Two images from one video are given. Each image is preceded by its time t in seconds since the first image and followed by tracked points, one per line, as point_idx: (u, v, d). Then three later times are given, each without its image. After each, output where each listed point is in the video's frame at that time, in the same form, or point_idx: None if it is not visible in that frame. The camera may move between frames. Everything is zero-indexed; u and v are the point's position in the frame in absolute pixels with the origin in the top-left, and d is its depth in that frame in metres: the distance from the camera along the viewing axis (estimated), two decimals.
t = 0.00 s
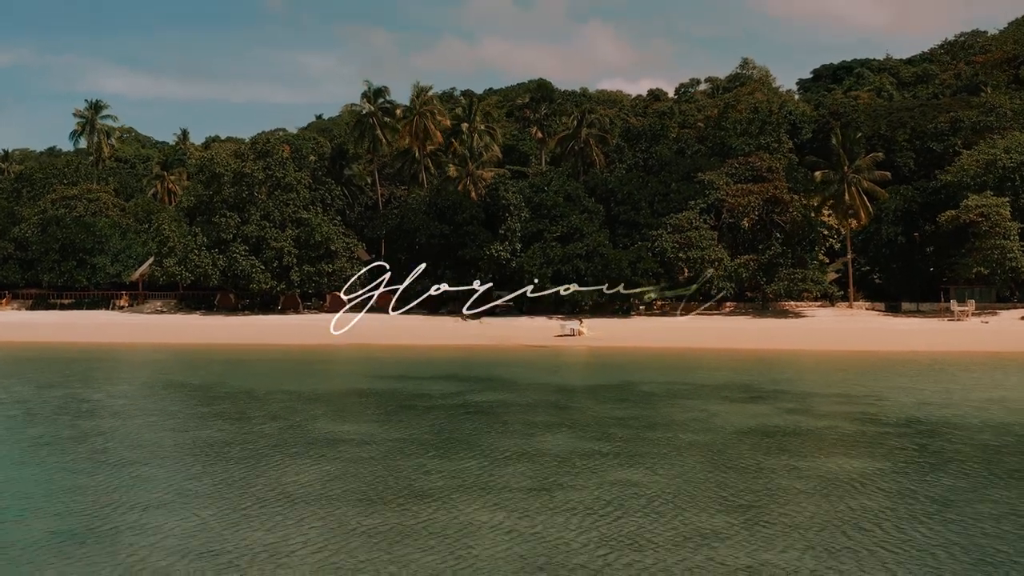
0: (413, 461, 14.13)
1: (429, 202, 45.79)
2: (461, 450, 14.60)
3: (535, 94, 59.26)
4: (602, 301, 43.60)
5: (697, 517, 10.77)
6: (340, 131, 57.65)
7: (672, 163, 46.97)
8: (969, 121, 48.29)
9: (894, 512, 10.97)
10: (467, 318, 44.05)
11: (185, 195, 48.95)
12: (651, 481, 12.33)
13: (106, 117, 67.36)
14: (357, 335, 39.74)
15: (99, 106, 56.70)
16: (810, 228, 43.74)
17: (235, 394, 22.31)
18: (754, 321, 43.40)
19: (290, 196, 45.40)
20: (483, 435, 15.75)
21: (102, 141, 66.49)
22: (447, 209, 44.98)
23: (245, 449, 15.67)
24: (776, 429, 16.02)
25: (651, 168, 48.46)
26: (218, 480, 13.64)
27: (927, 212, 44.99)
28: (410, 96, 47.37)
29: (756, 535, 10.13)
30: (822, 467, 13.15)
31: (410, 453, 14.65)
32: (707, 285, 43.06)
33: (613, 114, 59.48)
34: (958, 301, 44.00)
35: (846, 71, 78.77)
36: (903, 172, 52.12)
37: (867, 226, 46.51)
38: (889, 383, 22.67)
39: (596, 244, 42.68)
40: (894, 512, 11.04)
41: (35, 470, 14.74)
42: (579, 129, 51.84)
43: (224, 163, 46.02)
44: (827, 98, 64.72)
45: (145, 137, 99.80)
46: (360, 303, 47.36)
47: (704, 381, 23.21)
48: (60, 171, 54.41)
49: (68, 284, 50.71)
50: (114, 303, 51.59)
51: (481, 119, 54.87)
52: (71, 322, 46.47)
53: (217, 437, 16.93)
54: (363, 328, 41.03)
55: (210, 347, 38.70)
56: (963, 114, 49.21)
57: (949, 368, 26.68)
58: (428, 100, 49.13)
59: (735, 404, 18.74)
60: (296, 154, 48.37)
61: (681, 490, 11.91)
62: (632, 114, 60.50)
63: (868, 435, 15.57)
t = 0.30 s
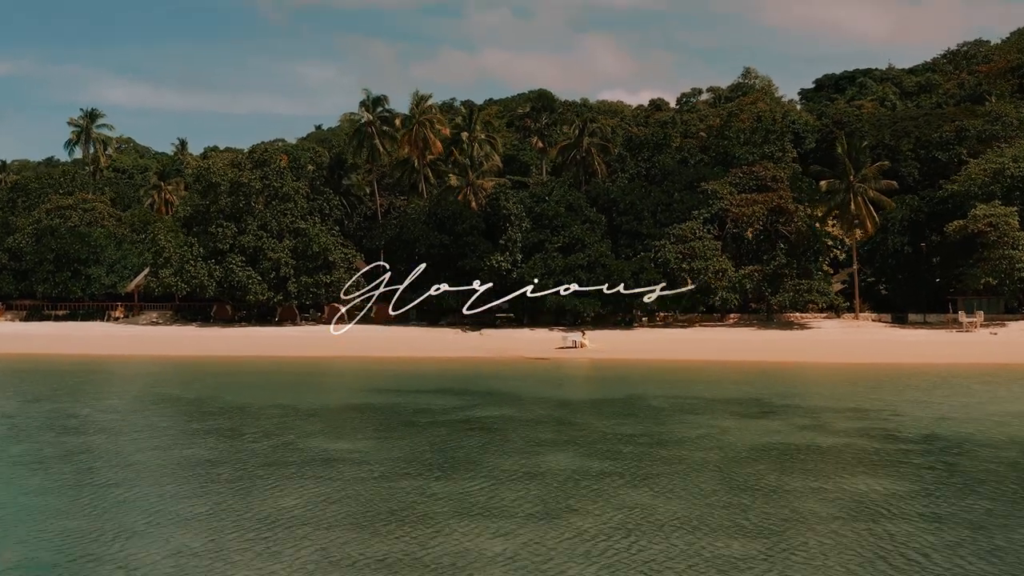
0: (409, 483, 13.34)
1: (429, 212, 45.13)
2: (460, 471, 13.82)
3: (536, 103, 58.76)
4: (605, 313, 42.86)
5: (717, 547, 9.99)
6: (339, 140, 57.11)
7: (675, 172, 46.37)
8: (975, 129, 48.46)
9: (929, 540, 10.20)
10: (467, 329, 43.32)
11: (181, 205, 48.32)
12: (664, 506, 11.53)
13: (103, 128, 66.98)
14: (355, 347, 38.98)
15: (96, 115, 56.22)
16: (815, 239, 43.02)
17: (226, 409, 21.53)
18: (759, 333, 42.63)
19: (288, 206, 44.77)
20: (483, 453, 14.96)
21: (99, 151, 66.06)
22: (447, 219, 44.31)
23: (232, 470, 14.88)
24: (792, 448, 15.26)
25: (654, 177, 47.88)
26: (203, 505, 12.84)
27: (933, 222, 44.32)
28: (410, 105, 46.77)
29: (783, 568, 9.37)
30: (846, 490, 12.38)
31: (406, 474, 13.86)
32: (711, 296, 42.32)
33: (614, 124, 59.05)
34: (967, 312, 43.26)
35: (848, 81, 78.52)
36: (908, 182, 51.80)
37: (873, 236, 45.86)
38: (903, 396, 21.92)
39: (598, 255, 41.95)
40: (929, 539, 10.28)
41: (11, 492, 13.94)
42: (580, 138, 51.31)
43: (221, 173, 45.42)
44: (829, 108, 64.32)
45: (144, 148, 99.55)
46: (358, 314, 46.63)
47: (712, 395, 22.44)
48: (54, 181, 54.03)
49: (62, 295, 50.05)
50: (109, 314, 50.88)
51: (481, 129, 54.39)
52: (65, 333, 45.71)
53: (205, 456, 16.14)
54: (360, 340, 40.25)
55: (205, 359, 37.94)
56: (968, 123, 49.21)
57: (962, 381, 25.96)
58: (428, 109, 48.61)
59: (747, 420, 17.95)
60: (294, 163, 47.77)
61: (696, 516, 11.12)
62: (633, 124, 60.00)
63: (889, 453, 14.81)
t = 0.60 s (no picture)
0: (407, 505, 12.58)
1: (428, 220, 44.46)
2: (463, 491, 13.09)
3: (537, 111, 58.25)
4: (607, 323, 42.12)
5: None
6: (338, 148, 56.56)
7: (679, 180, 45.78)
8: (980, 137, 48.22)
9: (968, 570, 9.46)
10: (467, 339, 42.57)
11: (178, 212, 47.67)
12: (679, 531, 10.79)
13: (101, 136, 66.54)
14: (353, 357, 38.24)
15: (92, 122, 55.73)
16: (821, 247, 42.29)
17: (218, 422, 20.80)
18: (764, 343, 41.89)
19: (286, 214, 44.15)
20: (486, 472, 14.23)
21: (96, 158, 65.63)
22: (447, 227, 43.58)
23: (221, 490, 14.15)
24: (809, 465, 14.52)
25: (657, 185, 47.30)
26: (187, 530, 12.09)
27: (941, 231, 43.65)
28: (409, 112, 46.20)
29: None
30: (872, 513, 11.63)
31: (404, 495, 13.10)
32: (715, 306, 41.58)
33: (616, 132, 58.58)
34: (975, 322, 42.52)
35: (850, 89, 78.32)
36: (912, 190, 51.40)
37: (879, 244, 45.20)
38: (921, 408, 21.20)
39: (601, 264, 41.28)
40: (967, 569, 9.54)
41: None
42: (582, 145, 50.81)
43: (218, 180, 44.80)
44: (833, 116, 63.93)
45: (144, 156, 99.35)
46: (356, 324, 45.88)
47: (722, 408, 21.72)
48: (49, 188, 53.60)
49: (56, 304, 49.35)
50: (104, 324, 50.20)
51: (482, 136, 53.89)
52: (58, 343, 44.96)
53: (193, 474, 15.41)
54: (358, 350, 39.50)
55: (199, 370, 37.18)
56: (974, 130, 48.88)
57: (978, 392, 25.22)
58: (428, 116, 48.07)
59: (762, 435, 17.20)
60: (292, 170, 47.17)
61: (712, 542, 10.40)
62: (635, 131, 59.55)
63: (912, 471, 14.05)
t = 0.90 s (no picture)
0: (405, 528, 11.83)
1: (427, 227, 43.76)
2: (465, 513, 12.34)
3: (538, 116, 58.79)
4: (610, 331, 41.39)
5: None
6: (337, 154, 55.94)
7: (682, 187, 45.13)
8: (986, 143, 47.74)
9: None
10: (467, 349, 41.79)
11: (174, 219, 46.99)
12: (699, 559, 10.03)
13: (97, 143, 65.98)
14: (351, 367, 37.47)
15: (87, 128, 55.18)
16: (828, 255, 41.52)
17: (209, 436, 20.02)
18: (769, 352, 41.12)
19: (283, 221, 43.48)
20: (490, 491, 13.46)
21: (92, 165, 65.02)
22: (447, 234, 42.87)
23: (209, 511, 13.38)
24: (829, 483, 13.78)
25: (659, 192, 46.67)
26: (171, 557, 11.33)
27: (948, 238, 42.95)
28: (408, 117, 45.63)
29: None
30: (903, 536, 10.88)
31: (402, 517, 12.34)
32: (719, 314, 40.86)
33: (618, 138, 58.07)
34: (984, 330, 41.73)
35: (853, 96, 78.11)
36: (917, 196, 50.86)
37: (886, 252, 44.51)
38: (939, 419, 20.49)
39: (603, 272, 40.58)
40: None
41: None
42: (584, 151, 50.29)
43: (214, 187, 44.16)
44: (836, 123, 63.53)
45: (141, 165, 98.94)
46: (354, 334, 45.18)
47: (730, 419, 20.97)
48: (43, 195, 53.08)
49: (50, 312, 48.57)
50: (98, 332, 49.42)
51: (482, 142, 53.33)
52: (51, 352, 44.16)
53: (181, 493, 14.64)
54: (356, 360, 38.75)
55: (194, 380, 36.40)
56: (979, 136, 48.41)
57: (993, 402, 24.50)
58: (428, 121, 47.51)
59: (775, 449, 16.48)
60: (289, 177, 46.55)
61: (734, 572, 9.65)
62: (637, 138, 59.04)
63: (939, 489, 13.25)
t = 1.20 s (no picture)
0: (406, 552, 11.11)
1: (427, 234, 43.10)
2: (470, 535, 11.61)
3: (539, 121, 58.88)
4: (612, 339, 40.68)
5: None
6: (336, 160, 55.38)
7: (686, 193, 44.53)
8: (992, 149, 47.31)
9: None
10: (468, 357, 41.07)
11: (170, 226, 46.34)
12: None
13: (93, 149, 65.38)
14: (348, 376, 36.72)
15: (83, 134, 54.58)
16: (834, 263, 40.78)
17: (201, 449, 19.24)
18: (774, 361, 40.40)
19: (280, 228, 42.82)
20: (495, 511, 12.74)
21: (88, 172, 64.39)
22: (446, 241, 42.18)
23: (199, 533, 12.67)
24: (851, 501, 13.10)
25: (662, 198, 46.07)
26: None
27: (956, 245, 42.27)
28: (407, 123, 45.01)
29: None
30: (938, 560, 10.19)
31: (404, 540, 11.60)
32: (724, 322, 40.18)
33: (620, 144, 57.59)
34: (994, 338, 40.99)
35: (856, 102, 77.89)
36: (922, 203, 50.35)
37: (892, 259, 43.86)
38: (958, 430, 19.81)
39: (606, 279, 39.89)
40: None
41: None
42: (586, 157, 49.73)
43: (211, 193, 43.52)
44: (839, 130, 63.13)
45: (139, 172, 98.43)
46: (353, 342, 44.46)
47: (742, 431, 20.26)
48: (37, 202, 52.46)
49: (44, 320, 47.83)
50: (92, 340, 48.66)
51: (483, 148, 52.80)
52: (44, 361, 43.41)
53: (170, 512, 13.94)
54: (354, 369, 38.00)
55: (189, 389, 35.67)
56: (986, 142, 48.00)
57: (1010, 411, 23.82)
58: (427, 127, 46.95)
59: (793, 463, 15.73)
60: (287, 183, 45.93)
61: None
62: (639, 144, 58.49)
63: (969, 508, 12.55)
